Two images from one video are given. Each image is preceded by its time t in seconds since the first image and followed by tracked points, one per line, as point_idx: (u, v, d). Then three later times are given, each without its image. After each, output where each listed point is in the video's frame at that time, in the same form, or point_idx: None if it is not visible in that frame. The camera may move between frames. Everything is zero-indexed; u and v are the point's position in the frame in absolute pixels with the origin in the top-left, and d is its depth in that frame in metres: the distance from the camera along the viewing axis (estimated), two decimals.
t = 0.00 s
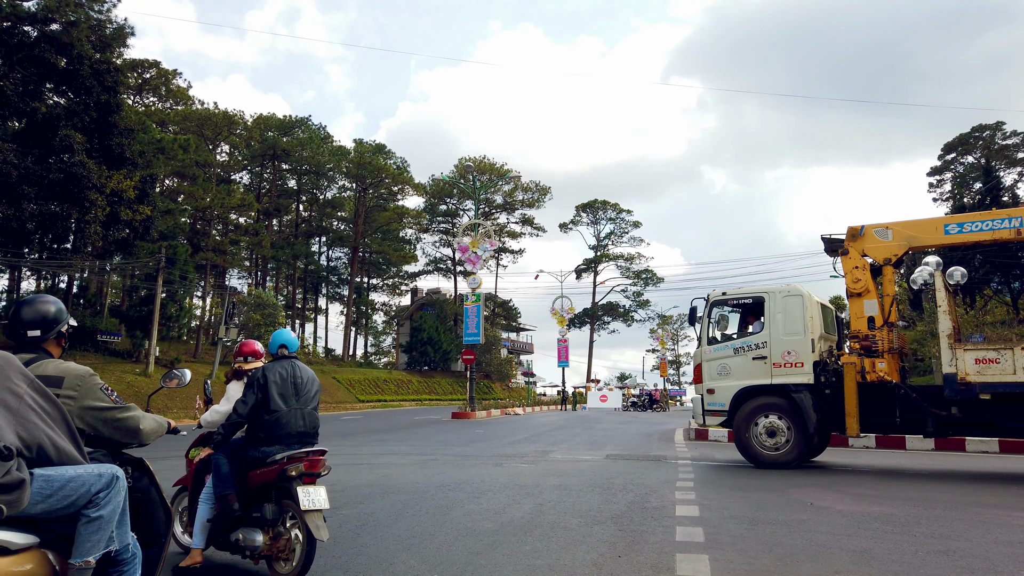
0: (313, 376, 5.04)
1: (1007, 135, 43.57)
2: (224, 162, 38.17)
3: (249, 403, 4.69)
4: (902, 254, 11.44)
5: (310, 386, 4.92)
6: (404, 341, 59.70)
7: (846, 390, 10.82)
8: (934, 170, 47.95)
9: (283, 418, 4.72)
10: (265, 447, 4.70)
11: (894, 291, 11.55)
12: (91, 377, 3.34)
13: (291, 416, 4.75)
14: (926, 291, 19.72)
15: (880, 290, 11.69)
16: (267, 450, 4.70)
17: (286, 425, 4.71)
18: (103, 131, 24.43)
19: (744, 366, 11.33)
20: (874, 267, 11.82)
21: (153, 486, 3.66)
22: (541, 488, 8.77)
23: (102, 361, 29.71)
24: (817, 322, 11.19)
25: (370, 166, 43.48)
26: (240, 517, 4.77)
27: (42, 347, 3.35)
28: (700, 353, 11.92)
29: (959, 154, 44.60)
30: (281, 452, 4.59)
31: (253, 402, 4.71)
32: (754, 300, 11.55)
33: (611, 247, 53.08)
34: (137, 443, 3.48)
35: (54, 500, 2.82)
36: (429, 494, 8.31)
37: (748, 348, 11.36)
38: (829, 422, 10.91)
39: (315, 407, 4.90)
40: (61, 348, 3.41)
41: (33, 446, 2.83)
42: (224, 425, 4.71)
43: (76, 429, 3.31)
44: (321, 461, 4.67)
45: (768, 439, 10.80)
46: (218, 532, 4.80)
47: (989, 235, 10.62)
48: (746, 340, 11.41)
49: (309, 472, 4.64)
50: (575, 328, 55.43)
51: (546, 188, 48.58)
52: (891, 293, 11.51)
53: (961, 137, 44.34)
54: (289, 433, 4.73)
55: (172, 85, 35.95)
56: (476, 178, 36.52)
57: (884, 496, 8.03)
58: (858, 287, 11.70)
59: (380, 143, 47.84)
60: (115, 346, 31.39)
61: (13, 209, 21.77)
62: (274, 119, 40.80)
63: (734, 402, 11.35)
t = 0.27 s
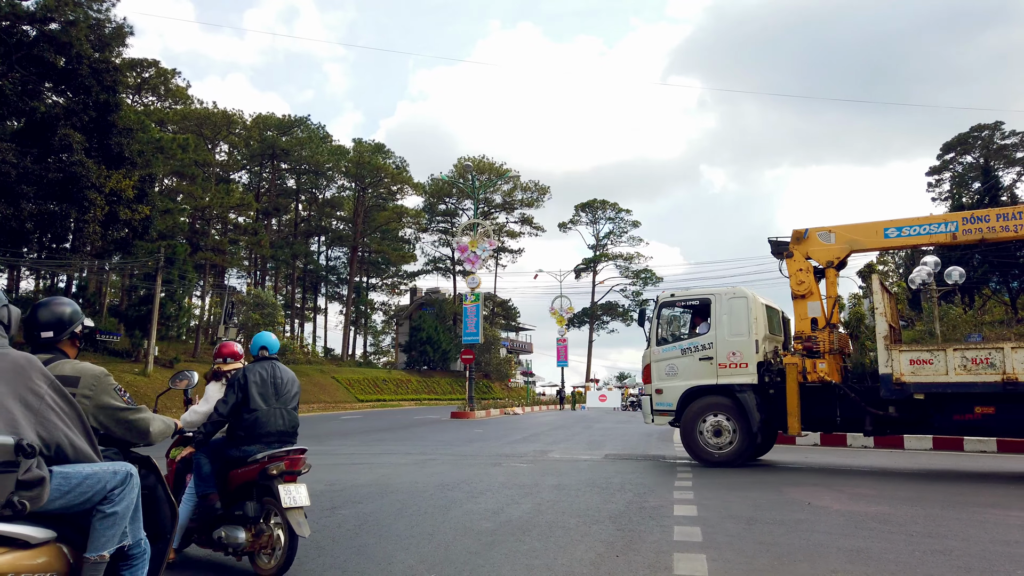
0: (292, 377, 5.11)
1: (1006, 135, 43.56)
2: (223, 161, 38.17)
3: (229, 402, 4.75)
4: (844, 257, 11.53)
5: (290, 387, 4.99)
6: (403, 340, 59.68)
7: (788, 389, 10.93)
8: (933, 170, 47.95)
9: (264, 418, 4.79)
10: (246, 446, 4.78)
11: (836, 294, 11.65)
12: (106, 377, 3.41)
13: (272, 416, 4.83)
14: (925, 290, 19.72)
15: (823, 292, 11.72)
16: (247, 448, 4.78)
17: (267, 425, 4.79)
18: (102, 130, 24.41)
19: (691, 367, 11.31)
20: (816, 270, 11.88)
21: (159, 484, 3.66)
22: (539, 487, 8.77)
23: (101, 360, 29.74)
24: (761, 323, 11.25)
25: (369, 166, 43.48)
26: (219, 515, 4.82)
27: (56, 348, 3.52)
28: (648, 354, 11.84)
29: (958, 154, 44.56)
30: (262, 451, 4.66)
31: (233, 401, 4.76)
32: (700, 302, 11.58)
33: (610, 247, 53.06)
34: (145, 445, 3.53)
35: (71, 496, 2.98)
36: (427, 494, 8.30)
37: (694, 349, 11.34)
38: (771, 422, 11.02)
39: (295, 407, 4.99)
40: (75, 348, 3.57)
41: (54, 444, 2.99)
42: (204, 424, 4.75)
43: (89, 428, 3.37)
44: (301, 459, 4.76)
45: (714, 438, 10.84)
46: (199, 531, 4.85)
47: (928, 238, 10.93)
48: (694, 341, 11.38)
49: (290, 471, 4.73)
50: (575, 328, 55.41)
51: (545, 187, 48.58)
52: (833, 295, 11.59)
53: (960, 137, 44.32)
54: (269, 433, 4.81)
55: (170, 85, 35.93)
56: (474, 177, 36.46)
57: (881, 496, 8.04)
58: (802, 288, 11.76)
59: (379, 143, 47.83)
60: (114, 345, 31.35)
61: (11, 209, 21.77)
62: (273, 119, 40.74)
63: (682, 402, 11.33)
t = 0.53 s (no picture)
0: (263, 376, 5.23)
1: (997, 136, 43.83)
2: (216, 160, 38.08)
3: (201, 402, 4.82)
4: (784, 260, 11.64)
5: (260, 386, 5.11)
6: (397, 340, 59.59)
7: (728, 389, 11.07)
8: (925, 171, 48.22)
9: (236, 417, 4.89)
10: (220, 446, 4.86)
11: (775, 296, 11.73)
12: (104, 378, 3.52)
13: (244, 415, 4.94)
14: (916, 290, 19.84)
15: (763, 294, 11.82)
16: (221, 448, 4.86)
17: (240, 424, 4.90)
18: (94, 130, 24.29)
19: (635, 368, 11.33)
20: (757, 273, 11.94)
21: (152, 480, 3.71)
22: (530, 487, 8.81)
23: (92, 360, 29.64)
24: (702, 325, 11.32)
25: (362, 165, 43.40)
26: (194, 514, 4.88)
27: (55, 348, 3.64)
28: (593, 355, 11.84)
29: (950, 155, 44.78)
30: (237, 450, 4.74)
31: (205, 402, 4.85)
32: (644, 304, 11.63)
33: (603, 247, 53.11)
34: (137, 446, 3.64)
35: (72, 493, 3.09)
36: (419, 494, 8.31)
37: (638, 350, 11.36)
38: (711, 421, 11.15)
39: (267, 406, 5.10)
40: (72, 348, 3.69)
41: (57, 439, 3.15)
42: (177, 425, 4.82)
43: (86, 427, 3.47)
44: (276, 457, 4.85)
45: (655, 437, 10.87)
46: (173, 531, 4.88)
47: (863, 243, 11.17)
48: (637, 342, 11.41)
49: (265, 467, 4.80)
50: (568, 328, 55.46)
51: (539, 187, 48.60)
52: (773, 297, 11.69)
53: (952, 138, 44.52)
54: (243, 432, 4.91)
55: (163, 84, 35.77)
56: (468, 176, 36.40)
57: (871, 495, 8.10)
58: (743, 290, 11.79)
59: (372, 142, 47.76)
60: (106, 345, 31.16)
61: (3, 208, 21.63)
62: (267, 118, 40.60)
63: (626, 403, 11.34)
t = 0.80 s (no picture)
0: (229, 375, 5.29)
1: (982, 137, 44.31)
2: (203, 159, 37.86)
3: (170, 403, 4.88)
4: (722, 262, 11.72)
5: (226, 386, 5.16)
6: (385, 339, 59.46)
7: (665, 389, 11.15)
8: (911, 171, 48.65)
9: (205, 417, 4.94)
10: (189, 445, 4.89)
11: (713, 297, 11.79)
12: (93, 378, 3.53)
13: (212, 415, 4.99)
14: (902, 290, 20.02)
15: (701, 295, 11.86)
16: (190, 448, 4.89)
17: (209, 423, 4.95)
18: (80, 127, 24.08)
19: (575, 367, 11.39)
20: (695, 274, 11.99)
21: (138, 476, 3.73)
22: (519, 486, 8.82)
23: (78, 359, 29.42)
24: (642, 324, 11.42)
25: (351, 164, 43.27)
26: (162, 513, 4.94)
27: (43, 348, 3.62)
28: (535, 354, 11.88)
29: (936, 156, 45.17)
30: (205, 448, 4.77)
31: (174, 403, 4.90)
32: (586, 304, 11.72)
33: (592, 246, 53.21)
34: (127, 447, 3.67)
35: (62, 490, 3.13)
36: (407, 494, 8.31)
37: (579, 349, 11.43)
38: (649, 419, 11.35)
39: (233, 405, 5.16)
40: (61, 348, 3.69)
41: (51, 438, 3.18)
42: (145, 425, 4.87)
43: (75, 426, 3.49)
44: (244, 455, 4.90)
45: (596, 436, 10.94)
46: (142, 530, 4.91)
47: (795, 246, 11.29)
48: (578, 341, 11.48)
49: (233, 466, 4.84)
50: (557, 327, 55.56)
51: (528, 187, 48.65)
52: (711, 298, 11.75)
53: (938, 139, 44.91)
54: (210, 431, 4.95)
55: (150, 82, 35.52)
56: (458, 176, 36.33)
57: (856, 494, 8.17)
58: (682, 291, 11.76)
59: (361, 141, 47.64)
60: (92, 345, 30.89)
61: None
62: (255, 116, 40.38)
63: (567, 401, 11.40)
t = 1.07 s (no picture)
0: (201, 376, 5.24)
1: (972, 138, 44.62)
2: (195, 158, 37.70)
3: (143, 405, 4.87)
4: (667, 263, 11.86)
5: (198, 386, 5.13)
6: (378, 339, 59.37)
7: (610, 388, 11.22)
8: (901, 172, 48.95)
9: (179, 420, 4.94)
10: (160, 445, 4.86)
11: (660, 298, 11.92)
12: (91, 378, 3.57)
13: (187, 418, 4.99)
14: (892, 289, 20.15)
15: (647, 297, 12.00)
16: (161, 448, 4.85)
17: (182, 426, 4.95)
18: (70, 125, 23.94)
19: (523, 367, 11.50)
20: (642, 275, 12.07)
21: (136, 473, 3.78)
22: (512, 486, 8.83)
23: (68, 358, 29.24)
24: (588, 325, 11.58)
25: (344, 163, 43.15)
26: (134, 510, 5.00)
27: (43, 348, 3.71)
28: (484, 354, 11.96)
29: (926, 156, 45.45)
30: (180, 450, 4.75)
31: (146, 404, 4.89)
32: (535, 304, 11.83)
33: (585, 246, 53.24)
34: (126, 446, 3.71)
35: (62, 488, 3.19)
36: (400, 494, 8.30)
37: (527, 349, 11.55)
38: (595, 420, 11.42)
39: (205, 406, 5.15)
40: (59, 348, 3.76)
41: (44, 438, 3.21)
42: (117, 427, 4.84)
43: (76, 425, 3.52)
44: (217, 454, 4.91)
45: (542, 436, 11.02)
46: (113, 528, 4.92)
47: (739, 248, 11.48)
48: (526, 342, 11.58)
49: (205, 464, 4.86)
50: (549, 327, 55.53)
51: (521, 186, 48.68)
52: (657, 298, 11.86)
53: (928, 139, 45.19)
54: (182, 430, 4.93)
55: (141, 80, 35.35)
56: (451, 175, 36.18)
57: (848, 493, 8.22)
58: (628, 292, 11.87)
59: (354, 140, 47.54)
60: (83, 344, 30.71)
61: None
62: (247, 115, 40.23)
63: (514, 401, 11.49)
